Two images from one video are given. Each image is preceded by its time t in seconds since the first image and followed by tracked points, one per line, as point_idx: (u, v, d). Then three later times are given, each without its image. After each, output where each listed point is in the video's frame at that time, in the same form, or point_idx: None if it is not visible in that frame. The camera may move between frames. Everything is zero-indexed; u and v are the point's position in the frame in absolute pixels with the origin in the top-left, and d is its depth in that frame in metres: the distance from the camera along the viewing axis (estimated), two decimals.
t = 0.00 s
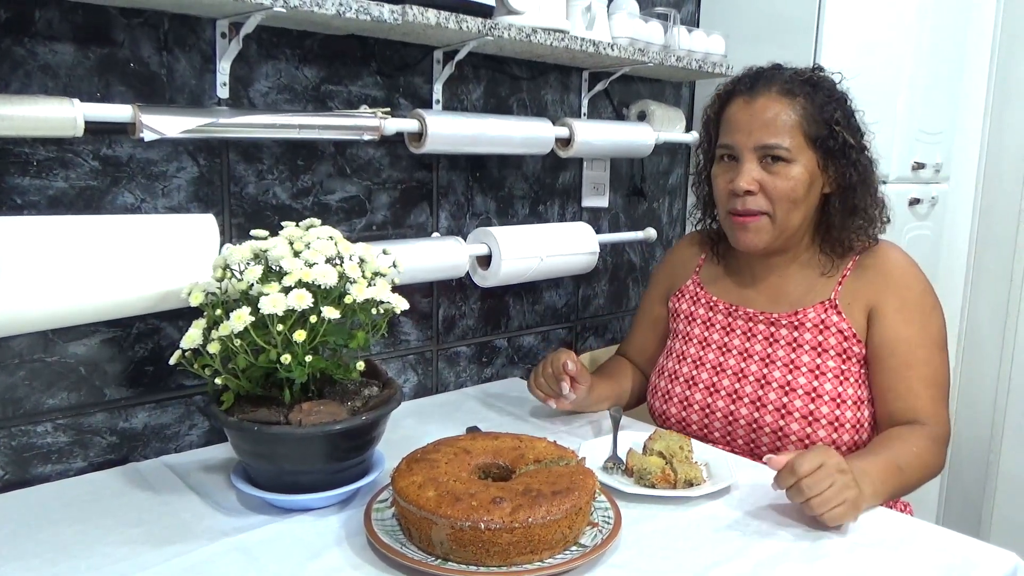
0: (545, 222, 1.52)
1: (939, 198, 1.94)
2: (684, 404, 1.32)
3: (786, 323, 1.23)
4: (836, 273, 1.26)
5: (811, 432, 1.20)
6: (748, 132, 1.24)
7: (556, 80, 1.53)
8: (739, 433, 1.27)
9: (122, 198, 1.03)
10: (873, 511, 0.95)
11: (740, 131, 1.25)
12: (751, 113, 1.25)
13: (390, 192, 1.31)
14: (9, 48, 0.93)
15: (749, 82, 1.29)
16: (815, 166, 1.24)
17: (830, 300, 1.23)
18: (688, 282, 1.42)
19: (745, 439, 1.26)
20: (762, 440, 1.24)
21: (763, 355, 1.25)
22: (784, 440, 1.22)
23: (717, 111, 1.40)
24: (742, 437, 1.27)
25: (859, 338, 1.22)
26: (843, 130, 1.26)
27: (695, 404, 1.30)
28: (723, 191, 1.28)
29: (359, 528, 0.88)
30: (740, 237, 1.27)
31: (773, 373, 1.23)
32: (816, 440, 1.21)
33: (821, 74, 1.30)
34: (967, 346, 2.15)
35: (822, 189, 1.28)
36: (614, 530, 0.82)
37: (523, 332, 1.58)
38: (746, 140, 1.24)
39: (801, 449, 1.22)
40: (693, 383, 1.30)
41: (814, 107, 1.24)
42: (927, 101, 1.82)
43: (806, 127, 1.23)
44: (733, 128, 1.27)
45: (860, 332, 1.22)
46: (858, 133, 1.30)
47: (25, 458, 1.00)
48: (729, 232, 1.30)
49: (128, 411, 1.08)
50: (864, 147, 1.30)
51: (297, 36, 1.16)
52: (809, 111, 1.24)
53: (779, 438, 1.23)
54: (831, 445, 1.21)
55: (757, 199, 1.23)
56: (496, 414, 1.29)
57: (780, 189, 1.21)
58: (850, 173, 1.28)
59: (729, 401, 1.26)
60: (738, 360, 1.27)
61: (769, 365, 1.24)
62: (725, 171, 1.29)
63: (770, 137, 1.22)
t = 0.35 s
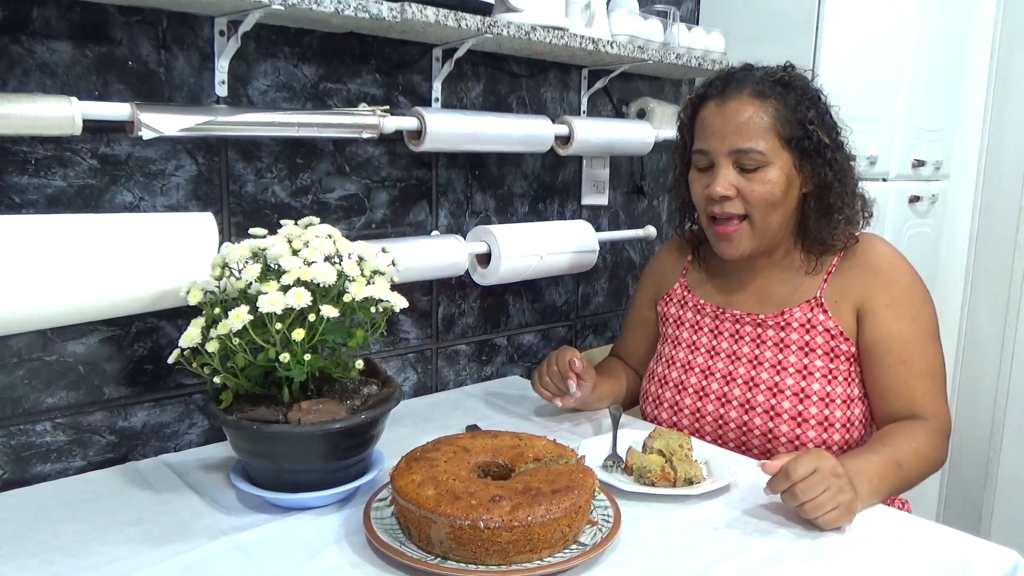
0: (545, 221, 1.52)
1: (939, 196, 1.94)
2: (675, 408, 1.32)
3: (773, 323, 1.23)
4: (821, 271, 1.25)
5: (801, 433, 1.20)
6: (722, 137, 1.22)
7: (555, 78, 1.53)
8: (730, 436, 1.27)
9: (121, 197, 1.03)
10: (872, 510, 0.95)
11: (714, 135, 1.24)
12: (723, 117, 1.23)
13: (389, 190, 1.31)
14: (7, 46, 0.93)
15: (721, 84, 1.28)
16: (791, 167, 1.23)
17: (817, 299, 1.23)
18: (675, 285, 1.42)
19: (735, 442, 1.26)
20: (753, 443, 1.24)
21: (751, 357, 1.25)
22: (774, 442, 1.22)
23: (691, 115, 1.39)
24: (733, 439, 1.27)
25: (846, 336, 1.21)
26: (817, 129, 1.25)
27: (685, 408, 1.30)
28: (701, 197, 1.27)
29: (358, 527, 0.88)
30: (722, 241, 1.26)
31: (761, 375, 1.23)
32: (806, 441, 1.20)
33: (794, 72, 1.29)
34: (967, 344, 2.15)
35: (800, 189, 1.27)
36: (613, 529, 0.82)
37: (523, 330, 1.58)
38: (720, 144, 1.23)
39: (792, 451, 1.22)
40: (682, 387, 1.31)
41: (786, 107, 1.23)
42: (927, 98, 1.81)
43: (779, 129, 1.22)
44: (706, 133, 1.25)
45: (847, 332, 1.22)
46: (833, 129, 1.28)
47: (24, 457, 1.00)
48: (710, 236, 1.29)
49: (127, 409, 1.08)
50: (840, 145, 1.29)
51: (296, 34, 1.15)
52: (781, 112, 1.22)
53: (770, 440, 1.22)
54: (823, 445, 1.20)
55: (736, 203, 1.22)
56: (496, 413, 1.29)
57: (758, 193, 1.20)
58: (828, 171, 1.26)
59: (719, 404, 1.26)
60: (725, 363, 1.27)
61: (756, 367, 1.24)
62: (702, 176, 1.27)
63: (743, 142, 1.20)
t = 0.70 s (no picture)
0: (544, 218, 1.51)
1: (939, 192, 1.93)
2: (677, 399, 1.31)
3: (777, 314, 1.23)
4: (826, 264, 1.25)
5: (804, 423, 1.19)
6: (732, 132, 1.21)
7: (554, 75, 1.53)
8: (733, 427, 1.26)
9: (118, 195, 1.03)
10: (872, 507, 0.95)
11: (723, 130, 1.23)
12: (733, 112, 1.22)
13: (388, 188, 1.31)
14: (4, 44, 0.92)
15: (732, 80, 1.28)
16: (800, 164, 1.22)
17: (822, 290, 1.23)
18: (679, 278, 1.41)
19: (737, 433, 1.25)
20: (756, 433, 1.24)
21: (755, 347, 1.24)
22: (777, 432, 1.21)
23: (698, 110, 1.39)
24: (735, 430, 1.26)
25: (850, 327, 1.21)
26: (826, 127, 1.25)
27: (688, 398, 1.30)
28: (707, 192, 1.25)
29: (357, 525, 0.88)
30: (727, 238, 1.24)
31: (765, 364, 1.22)
32: (810, 430, 1.19)
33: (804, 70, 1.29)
34: (966, 341, 2.15)
35: (807, 187, 1.26)
36: (611, 527, 0.82)
37: (522, 328, 1.58)
38: (729, 140, 1.22)
39: (795, 441, 1.21)
40: (685, 378, 1.30)
41: (796, 104, 1.23)
42: (927, 95, 1.81)
43: (789, 126, 1.21)
44: (716, 127, 1.24)
45: (852, 321, 1.22)
46: (841, 128, 1.28)
47: (22, 457, 1.00)
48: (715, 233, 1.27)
49: (125, 408, 1.08)
50: (847, 143, 1.29)
51: (294, 32, 1.15)
52: (792, 109, 1.22)
53: (773, 430, 1.22)
54: (826, 435, 1.20)
55: (744, 199, 1.20)
56: (495, 411, 1.29)
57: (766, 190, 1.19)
58: (835, 170, 1.26)
59: (722, 394, 1.26)
60: (729, 353, 1.26)
61: (760, 357, 1.23)
62: (710, 172, 1.26)
63: (754, 137, 1.20)
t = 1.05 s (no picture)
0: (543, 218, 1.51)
1: (939, 191, 1.93)
2: (684, 395, 1.31)
3: (786, 310, 1.23)
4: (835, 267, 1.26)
5: (812, 420, 1.20)
6: (748, 136, 1.21)
7: (553, 74, 1.53)
8: (739, 423, 1.25)
9: (117, 195, 1.03)
10: (872, 506, 0.95)
11: (738, 134, 1.22)
12: (749, 116, 1.21)
13: (387, 188, 1.31)
14: (2, 45, 0.92)
15: (750, 84, 1.26)
16: (814, 172, 1.22)
17: (830, 287, 1.23)
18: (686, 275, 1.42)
19: (744, 429, 1.25)
20: (762, 430, 1.23)
21: (763, 344, 1.24)
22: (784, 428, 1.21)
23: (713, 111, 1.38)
24: (742, 426, 1.25)
25: (858, 326, 1.21)
26: (841, 135, 1.24)
27: (695, 394, 1.29)
28: (719, 195, 1.26)
29: (356, 525, 0.88)
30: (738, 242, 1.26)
31: (773, 362, 1.22)
32: (817, 427, 1.20)
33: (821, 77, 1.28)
34: (966, 340, 2.15)
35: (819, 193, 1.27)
36: (610, 527, 0.82)
37: (521, 328, 1.57)
38: (744, 144, 1.21)
39: (801, 438, 1.22)
40: (693, 373, 1.30)
41: (813, 110, 1.22)
42: (927, 93, 1.81)
43: (805, 133, 1.21)
44: (732, 131, 1.23)
45: (859, 319, 1.22)
46: (856, 136, 1.28)
47: (21, 457, 1.00)
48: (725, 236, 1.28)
49: (124, 409, 1.08)
50: (860, 151, 1.29)
51: (292, 31, 1.15)
52: (808, 115, 1.22)
53: (780, 426, 1.22)
54: (832, 433, 1.20)
55: (756, 204, 1.21)
56: (494, 410, 1.29)
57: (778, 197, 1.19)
58: (847, 178, 1.26)
59: (730, 390, 1.25)
60: (738, 349, 1.26)
61: (768, 354, 1.23)
62: (723, 174, 1.26)
63: (769, 143, 1.19)
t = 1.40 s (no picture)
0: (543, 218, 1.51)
1: (938, 191, 1.93)
2: (683, 398, 1.31)
3: (786, 313, 1.23)
4: (836, 265, 1.25)
5: (813, 423, 1.20)
6: (758, 109, 1.24)
7: (553, 75, 1.53)
8: (739, 427, 1.25)
9: (117, 196, 1.03)
10: (873, 506, 0.95)
11: (749, 108, 1.25)
12: (761, 91, 1.25)
13: (386, 189, 1.31)
14: (2, 46, 0.92)
15: (761, 66, 1.30)
16: (822, 150, 1.24)
17: (831, 289, 1.22)
18: (683, 278, 1.41)
19: (745, 433, 1.25)
20: (763, 433, 1.23)
21: (763, 347, 1.24)
22: (785, 432, 1.21)
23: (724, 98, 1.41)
24: (742, 430, 1.25)
25: (859, 328, 1.21)
26: (850, 119, 1.27)
27: (694, 397, 1.29)
28: (727, 170, 1.27)
29: (356, 526, 0.88)
30: (744, 219, 1.24)
31: (773, 365, 1.22)
32: (818, 431, 1.20)
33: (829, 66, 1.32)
34: (965, 340, 2.15)
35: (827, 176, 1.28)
36: (610, 527, 0.82)
37: (521, 328, 1.58)
38: (754, 117, 1.24)
39: (802, 442, 1.21)
40: (692, 377, 1.30)
41: (822, 91, 1.25)
42: (926, 93, 1.81)
43: (815, 109, 1.23)
44: (743, 106, 1.26)
45: (860, 320, 1.21)
46: (864, 124, 1.30)
47: (21, 458, 1.00)
48: (731, 214, 1.28)
49: (123, 410, 1.08)
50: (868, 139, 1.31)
51: (292, 32, 1.15)
52: (818, 93, 1.25)
53: (781, 430, 1.22)
54: (834, 436, 1.20)
55: (764, 174, 1.21)
56: (494, 411, 1.29)
57: (787, 166, 1.20)
58: (854, 163, 1.28)
59: (730, 393, 1.25)
60: (737, 352, 1.26)
61: (769, 357, 1.23)
62: (731, 150, 1.28)
63: (779, 114, 1.22)
